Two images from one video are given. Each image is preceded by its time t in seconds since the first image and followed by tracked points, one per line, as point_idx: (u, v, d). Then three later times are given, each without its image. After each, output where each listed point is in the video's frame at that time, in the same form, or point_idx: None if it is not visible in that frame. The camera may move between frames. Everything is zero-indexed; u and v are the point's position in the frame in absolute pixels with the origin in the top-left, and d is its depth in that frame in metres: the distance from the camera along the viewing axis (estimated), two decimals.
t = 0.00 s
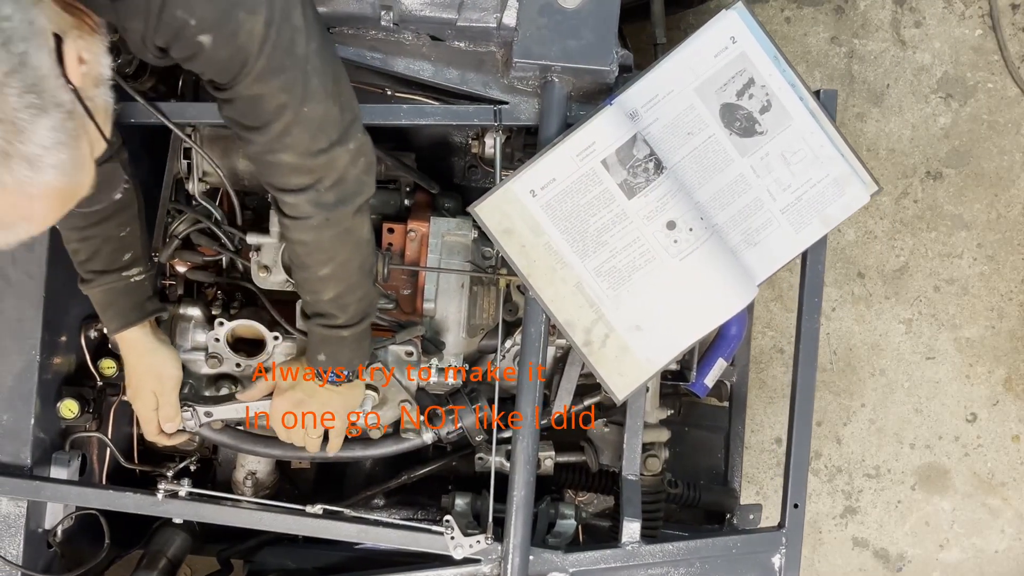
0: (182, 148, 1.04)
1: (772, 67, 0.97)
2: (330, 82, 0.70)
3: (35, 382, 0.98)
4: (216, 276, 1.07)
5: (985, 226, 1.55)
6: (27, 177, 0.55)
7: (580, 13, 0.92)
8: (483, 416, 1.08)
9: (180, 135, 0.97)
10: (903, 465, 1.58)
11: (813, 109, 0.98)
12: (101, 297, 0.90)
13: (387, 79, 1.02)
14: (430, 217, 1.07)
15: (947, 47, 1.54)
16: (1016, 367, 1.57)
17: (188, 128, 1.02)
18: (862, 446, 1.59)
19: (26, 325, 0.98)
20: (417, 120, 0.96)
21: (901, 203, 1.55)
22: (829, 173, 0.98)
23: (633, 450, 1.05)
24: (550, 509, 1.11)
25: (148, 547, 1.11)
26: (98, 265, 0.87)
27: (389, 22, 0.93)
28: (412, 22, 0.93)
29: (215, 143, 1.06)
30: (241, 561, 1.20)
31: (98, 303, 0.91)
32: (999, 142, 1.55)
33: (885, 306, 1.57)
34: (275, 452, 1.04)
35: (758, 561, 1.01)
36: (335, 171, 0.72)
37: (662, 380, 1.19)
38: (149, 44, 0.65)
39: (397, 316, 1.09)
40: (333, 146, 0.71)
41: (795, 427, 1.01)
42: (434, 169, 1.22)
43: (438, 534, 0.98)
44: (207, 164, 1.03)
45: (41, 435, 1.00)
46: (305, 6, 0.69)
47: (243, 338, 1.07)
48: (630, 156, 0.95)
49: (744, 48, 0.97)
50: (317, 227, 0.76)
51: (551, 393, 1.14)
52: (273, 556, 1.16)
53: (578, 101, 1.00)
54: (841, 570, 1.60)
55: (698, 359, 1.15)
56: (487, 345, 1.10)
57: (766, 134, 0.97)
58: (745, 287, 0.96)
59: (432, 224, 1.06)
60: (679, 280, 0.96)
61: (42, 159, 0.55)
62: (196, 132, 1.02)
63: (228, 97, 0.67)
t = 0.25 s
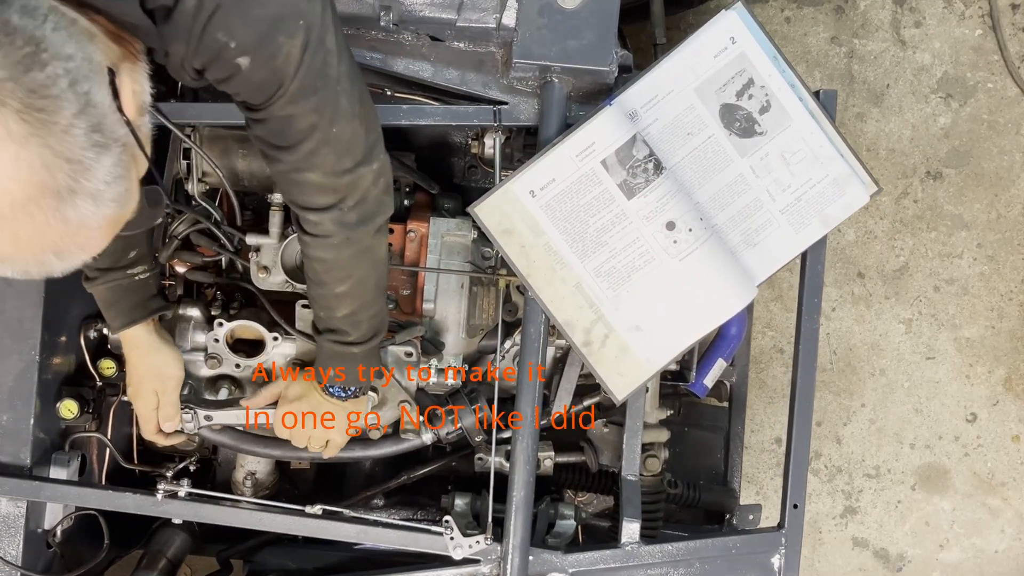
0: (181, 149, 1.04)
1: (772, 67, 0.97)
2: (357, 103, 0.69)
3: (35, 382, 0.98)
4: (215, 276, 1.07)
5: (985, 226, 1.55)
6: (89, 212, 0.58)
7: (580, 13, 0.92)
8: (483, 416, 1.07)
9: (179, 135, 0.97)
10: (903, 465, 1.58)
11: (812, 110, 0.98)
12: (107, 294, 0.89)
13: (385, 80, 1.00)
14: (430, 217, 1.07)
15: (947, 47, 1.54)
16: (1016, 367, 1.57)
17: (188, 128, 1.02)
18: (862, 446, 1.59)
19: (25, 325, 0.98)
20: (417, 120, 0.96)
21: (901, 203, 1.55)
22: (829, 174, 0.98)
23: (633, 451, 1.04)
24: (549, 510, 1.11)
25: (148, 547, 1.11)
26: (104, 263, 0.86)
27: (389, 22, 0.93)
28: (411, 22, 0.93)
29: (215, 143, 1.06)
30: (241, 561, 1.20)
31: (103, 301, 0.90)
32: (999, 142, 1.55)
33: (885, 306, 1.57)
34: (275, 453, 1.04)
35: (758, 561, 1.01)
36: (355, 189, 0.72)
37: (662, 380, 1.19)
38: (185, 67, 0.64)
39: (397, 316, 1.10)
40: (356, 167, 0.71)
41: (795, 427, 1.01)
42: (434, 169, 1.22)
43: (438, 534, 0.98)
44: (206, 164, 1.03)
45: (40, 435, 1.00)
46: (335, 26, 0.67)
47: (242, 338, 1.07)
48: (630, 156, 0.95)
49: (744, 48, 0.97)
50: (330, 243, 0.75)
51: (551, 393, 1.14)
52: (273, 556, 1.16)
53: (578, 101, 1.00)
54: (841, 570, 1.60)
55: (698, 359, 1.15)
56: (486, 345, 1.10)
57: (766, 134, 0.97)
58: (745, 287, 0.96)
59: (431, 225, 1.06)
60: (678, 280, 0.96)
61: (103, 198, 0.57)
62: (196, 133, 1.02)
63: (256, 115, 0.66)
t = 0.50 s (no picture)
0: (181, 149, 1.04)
1: (772, 68, 0.97)
2: (372, 118, 0.70)
3: (35, 382, 0.98)
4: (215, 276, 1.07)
5: (985, 226, 1.55)
6: (106, 213, 0.57)
7: (580, 13, 0.92)
8: (484, 417, 1.07)
9: (180, 135, 0.97)
10: (903, 465, 1.58)
11: (812, 110, 0.98)
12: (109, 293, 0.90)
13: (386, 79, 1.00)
14: (430, 217, 1.07)
15: (947, 47, 1.54)
16: (1016, 367, 1.57)
17: (188, 128, 1.02)
18: (862, 446, 1.59)
19: (25, 325, 0.98)
20: (417, 120, 0.96)
21: (901, 203, 1.55)
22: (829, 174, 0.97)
23: (632, 451, 1.04)
24: (549, 510, 1.11)
25: (148, 547, 1.11)
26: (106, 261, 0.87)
27: (388, 22, 0.93)
28: (411, 22, 0.93)
29: (215, 144, 1.05)
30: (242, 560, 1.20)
31: (104, 299, 0.91)
32: (999, 142, 1.55)
33: (885, 306, 1.57)
34: (275, 454, 1.04)
35: (758, 561, 1.01)
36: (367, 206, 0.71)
37: (662, 380, 1.19)
38: (205, 80, 0.66)
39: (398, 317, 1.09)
40: (369, 183, 0.71)
41: (795, 428, 1.01)
42: (434, 169, 1.22)
43: (438, 534, 0.98)
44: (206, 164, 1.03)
45: (40, 435, 0.99)
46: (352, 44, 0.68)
47: (242, 338, 1.07)
48: (630, 156, 0.95)
49: (744, 49, 0.97)
50: (338, 260, 0.75)
51: (551, 394, 1.14)
52: (273, 556, 1.16)
53: (578, 102, 1.00)
54: (841, 570, 1.60)
55: (698, 359, 1.15)
56: (486, 345, 1.10)
57: (766, 135, 0.97)
58: (745, 287, 0.96)
59: (431, 225, 1.06)
60: (678, 280, 0.96)
61: (121, 196, 0.58)
62: (196, 133, 1.03)
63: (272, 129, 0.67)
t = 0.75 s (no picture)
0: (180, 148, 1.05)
1: (772, 67, 0.97)
2: (380, 90, 0.70)
3: (34, 382, 0.98)
4: (215, 275, 1.06)
5: (985, 226, 1.55)
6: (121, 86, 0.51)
7: (580, 12, 0.92)
8: (484, 416, 1.07)
9: (179, 135, 0.97)
10: (903, 465, 1.58)
11: (812, 110, 0.98)
12: (112, 300, 0.88)
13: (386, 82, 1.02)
14: (430, 216, 1.07)
15: (947, 47, 1.54)
16: (1016, 367, 1.57)
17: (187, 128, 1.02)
18: (862, 446, 1.59)
19: (25, 325, 0.98)
20: (416, 120, 0.96)
21: (901, 203, 1.55)
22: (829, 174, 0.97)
23: (632, 451, 1.04)
24: (549, 510, 1.11)
25: (147, 547, 1.11)
26: (108, 269, 0.84)
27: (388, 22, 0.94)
28: (411, 22, 0.94)
29: (215, 144, 1.05)
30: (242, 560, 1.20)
31: (108, 307, 0.88)
32: (999, 142, 1.55)
33: (885, 306, 1.57)
34: (274, 453, 1.04)
35: (759, 561, 1.01)
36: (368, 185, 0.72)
37: (662, 380, 1.19)
38: (227, 35, 0.65)
39: (397, 316, 1.10)
40: (379, 152, 0.71)
41: (795, 427, 1.01)
42: (434, 169, 1.22)
43: (438, 534, 0.98)
44: (206, 163, 1.03)
45: (40, 435, 0.99)
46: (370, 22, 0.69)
47: (242, 337, 1.07)
48: (630, 156, 0.95)
49: (744, 48, 0.97)
50: (341, 236, 0.75)
51: (551, 393, 1.14)
52: (272, 556, 1.16)
53: (578, 101, 1.00)
54: (841, 570, 1.60)
55: (698, 359, 1.15)
56: (486, 345, 1.10)
57: (766, 134, 0.97)
58: (745, 286, 0.96)
59: (431, 224, 1.06)
60: (678, 280, 0.96)
61: (137, 75, 0.51)
62: (195, 132, 1.03)
63: (287, 93, 0.65)
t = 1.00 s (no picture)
0: (180, 149, 1.05)
1: (772, 67, 0.97)
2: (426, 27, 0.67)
3: (34, 382, 0.98)
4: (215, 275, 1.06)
5: (985, 226, 1.55)
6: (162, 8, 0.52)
7: (580, 12, 0.92)
8: (484, 416, 1.07)
9: (179, 136, 0.97)
10: (903, 465, 1.58)
11: (812, 110, 0.98)
12: (98, 297, 0.88)
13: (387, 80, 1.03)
14: (430, 216, 1.07)
15: (947, 47, 1.54)
16: (1016, 367, 1.57)
17: (186, 128, 1.03)
18: (862, 446, 1.59)
19: (25, 325, 0.98)
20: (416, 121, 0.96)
21: (901, 203, 1.55)
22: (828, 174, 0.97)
23: (632, 451, 1.05)
24: (549, 510, 1.11)
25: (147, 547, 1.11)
26: (96, 262, 0.85)
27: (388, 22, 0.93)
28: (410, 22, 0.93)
29: (214, 144, 1.05)
30: (242, 560, 1.20)
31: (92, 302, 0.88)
32: (999, 142, 1.55)
33: (885, 306, 1.57)
34: (274, 453, 1.04)
35: (758, 561, 1.01)
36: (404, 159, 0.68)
37: (661, 379, 1.20)
38: None
39: (397, 316, 1.09)
40: (431, 85, 0.67)
41: (794, 428, 1.01)
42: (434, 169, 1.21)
43: (437, 534, 0.98)
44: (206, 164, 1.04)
45: (40, 435, 0.99)
46: None
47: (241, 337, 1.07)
48: (629, 156, 0.95)
49: (743, 48, 0.97)
50: (372, 198, 0.70)
51: (550, 393, 1.14)
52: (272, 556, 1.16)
53: (577, 101, 1.00)
54: (841, 570, 1.60)
55: (698, 359, 1.15)
56: (486, 345, 1.10)
57: (765, 135, 0.97)
58: (744, 287, 0.96)
59: (431, 224, 1.06)
60: (678, 280, 0.96)
61: None
62: (195, 132, 1.03)
63: (330, 27, 0.60)
